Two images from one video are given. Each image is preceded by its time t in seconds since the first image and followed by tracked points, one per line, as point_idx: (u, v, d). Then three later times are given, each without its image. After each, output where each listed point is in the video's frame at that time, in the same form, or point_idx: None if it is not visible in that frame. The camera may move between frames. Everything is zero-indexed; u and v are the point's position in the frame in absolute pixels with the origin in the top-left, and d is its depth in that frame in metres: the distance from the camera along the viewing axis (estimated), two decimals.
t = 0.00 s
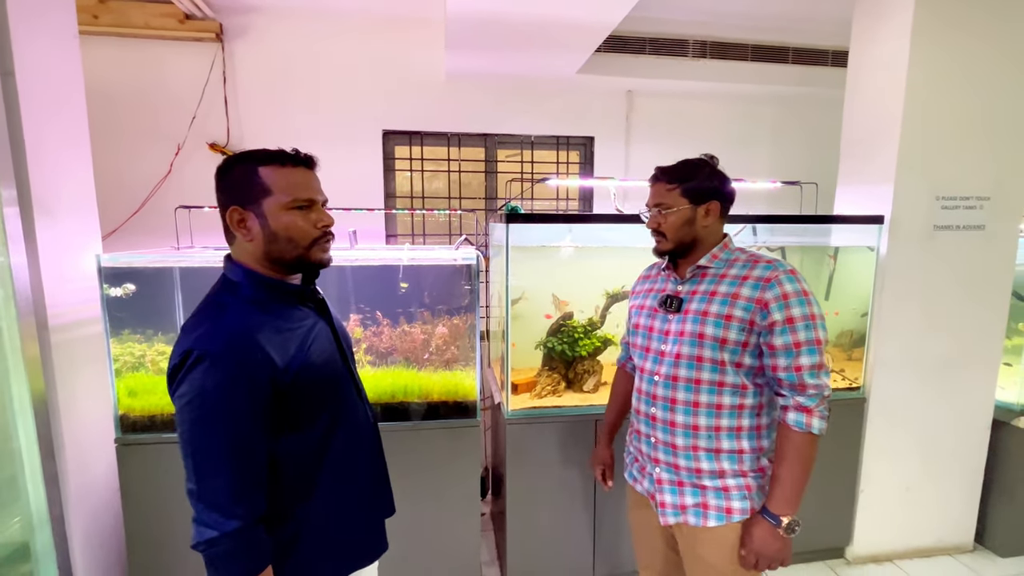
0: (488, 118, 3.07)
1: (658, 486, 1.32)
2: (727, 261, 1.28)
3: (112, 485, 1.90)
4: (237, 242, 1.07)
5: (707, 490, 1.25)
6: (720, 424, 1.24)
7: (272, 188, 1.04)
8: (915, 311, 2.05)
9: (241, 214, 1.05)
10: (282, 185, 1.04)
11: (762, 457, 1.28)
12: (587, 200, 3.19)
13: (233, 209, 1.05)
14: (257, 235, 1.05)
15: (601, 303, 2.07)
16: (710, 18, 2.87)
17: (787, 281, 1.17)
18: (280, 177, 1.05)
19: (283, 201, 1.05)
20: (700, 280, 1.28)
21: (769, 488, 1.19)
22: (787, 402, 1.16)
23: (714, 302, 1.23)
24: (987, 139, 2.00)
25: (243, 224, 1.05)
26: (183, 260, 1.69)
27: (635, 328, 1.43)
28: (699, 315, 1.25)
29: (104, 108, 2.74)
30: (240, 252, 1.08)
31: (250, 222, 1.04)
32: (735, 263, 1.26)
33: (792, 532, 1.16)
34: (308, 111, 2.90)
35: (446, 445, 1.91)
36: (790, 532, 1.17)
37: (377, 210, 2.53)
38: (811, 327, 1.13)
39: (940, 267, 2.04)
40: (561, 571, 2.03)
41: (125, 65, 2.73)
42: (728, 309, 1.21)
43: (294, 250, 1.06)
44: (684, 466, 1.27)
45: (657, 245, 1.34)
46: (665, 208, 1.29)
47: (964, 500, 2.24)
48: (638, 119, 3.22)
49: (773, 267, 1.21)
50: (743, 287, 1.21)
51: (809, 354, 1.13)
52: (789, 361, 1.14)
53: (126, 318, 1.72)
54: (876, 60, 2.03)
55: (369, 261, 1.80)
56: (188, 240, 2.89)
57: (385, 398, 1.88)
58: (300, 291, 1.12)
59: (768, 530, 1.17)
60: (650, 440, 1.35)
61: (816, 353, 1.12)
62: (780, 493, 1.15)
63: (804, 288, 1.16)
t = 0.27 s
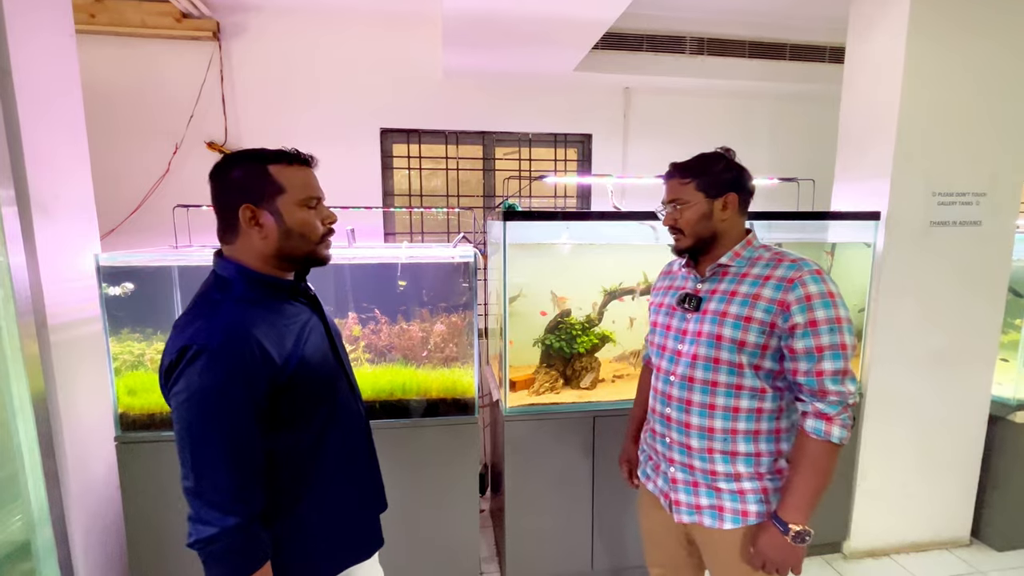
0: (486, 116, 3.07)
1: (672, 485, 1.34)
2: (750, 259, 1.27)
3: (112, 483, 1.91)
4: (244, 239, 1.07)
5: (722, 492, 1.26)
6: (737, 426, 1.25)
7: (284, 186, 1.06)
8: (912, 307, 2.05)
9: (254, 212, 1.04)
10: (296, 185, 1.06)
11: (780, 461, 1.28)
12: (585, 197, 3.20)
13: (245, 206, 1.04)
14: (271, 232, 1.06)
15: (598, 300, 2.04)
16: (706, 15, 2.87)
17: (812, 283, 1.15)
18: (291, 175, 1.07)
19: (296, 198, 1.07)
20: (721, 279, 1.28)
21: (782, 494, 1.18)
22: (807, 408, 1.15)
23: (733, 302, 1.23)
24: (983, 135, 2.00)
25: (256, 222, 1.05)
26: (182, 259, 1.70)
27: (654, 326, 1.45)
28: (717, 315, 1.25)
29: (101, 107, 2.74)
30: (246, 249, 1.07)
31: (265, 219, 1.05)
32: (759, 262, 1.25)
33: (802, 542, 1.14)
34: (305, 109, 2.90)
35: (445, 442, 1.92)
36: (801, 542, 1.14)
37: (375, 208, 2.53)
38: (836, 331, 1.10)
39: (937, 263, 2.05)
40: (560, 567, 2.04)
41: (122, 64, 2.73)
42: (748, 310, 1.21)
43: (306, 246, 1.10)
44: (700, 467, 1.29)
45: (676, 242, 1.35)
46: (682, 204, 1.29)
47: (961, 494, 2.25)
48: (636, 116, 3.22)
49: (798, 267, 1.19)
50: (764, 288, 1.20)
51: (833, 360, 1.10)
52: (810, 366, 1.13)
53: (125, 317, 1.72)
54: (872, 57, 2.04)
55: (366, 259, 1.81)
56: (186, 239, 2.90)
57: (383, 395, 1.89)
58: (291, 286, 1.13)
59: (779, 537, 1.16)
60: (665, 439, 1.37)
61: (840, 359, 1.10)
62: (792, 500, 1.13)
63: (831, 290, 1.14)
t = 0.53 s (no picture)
0: (485, 113, 3.07)
1: (684, 482, 1.37)
2: (768, 258, 1.25)
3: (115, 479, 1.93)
4: (242, 230, 1.07)
5: (733, 492, 1.28)
6: (748, 427, 1.25)
7: (282, 178, 1.09)
8: (910, 303, 2.06)
9: (254, 202, 1.05)
10: (293, 178, 1.10)
11: (794, 463, 1.28)
12: (584, 194, 3.20)
13: (245, 197, 1.05)
14: (272, 222, 1.07)
15: (597, 297, 2.04)
16: (705, 11, 2.87)
17: (830, 286, 1.13)
18: (288, 169, 1.11)
19: (294, 190, 1.10)
20: (736, 279, 1.28)
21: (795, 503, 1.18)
22: (822, 413, 1.15)
23: (746, 304, 1.23)
24: (981, 130, 2.00)
25: (256, 212, 1.06)
26: (182, 257, 1.70)
27: (669, 322, 1.47)
28: (730, 317, 1.25)
29: (101, 106, 2.75)
30: (242, 240, 1.08)
31: (265, 209, 1.07)
32: (776, 262, 1.24)
33: (818, 552, 1.14)
34: (304, 107, 2.90)
35: (445, 437, 1.93)
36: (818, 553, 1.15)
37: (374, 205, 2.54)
38: (854, 337, 1.09)
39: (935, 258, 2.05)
40: (558, 561, 2.06)
41: (121, 63, 2.73)
42: (761, 313, 1.21)
43: (302, 238, 1.13)
44: (711, 467, 1.31)
45: (691, 238, 1.35)
46: (699, 199, 1.29)
47: (959, 489, 2.26)
48: (634, 112, 3.22)
49: (816, 269, 1.17)
50: (779, 290, 1.19)
51: (849, 367, 1.09)
52: (825, 372, 1.12)
53: (126, 315, 1.73)
54: (870, 51, 2.03)
55: (365, 256, 1.81)
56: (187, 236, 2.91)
57: (382, 391, 1.90)
58: (285, 280, 1.14)
59: (793, 546, 1.17)
60: (678, 437, 1.39)
61: (856, 366, 1.09)
62: (806, 510, 1.14)
63: (850, 294, 1.12)
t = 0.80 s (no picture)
0: (489, 110, 3.08)
1: (696, 479, 1.39)
2: (788, 257, 1.23)
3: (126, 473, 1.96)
4: (243, 227, 1.09)
5: (745, 490, 1.29)
6: (761, 428, 1.25)
7: (279, 175, 1.10)
8: (916, 299, 2.05)
9: (254, 199, 1.07)
10: (289, 175, 1.12)
11: (810, 464, 1.27)
12: (589, 191, 3.20)
13: (245, 194, 1.06)
14: (272, 218, 1.09)
15: (601, 293, 2.05)
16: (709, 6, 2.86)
17: (850, 290, 1.11)
18: (284, 167, 1.12)
19: (292, 187, 1.12)
20: (754, 278, 1.26)
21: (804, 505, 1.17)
22: (836, 419, 1.13)
23: (762, 305, 1.22)
24: (990, 124, 1.98)
25: (256, 209, 1.08)
26: (191, 254, 1.72)
27: (688, 319, 1.47)
28: (745, 317, 1.25)
29: (109, 105, 2.78)
30: (244, 237, 1.10)
31: (265, 206, 1.08)
32: (796, 262, 1.22)
33: (822, 555, 1.14)
34: (310, 105, 2.92)
35: (450, 433, 1.95)
36: (821, 557, 1.14)
37: (379, 203, 2.55)
38: (873, 344, 1.07)
39: (942, 254, 2.03)
40: (562, 556, 2.07)
41: (129, 62, 2.76)
42: (777, 315, 1.19)
43: (301, 233, 1.15)
44: (722, 465, 1.32)
45: (709, 234, 1.35)
46: (719, 195, 1.28)
47: (967, 486, 2.25)
48: (639, 108, 3.21)
49: (837, 272, 1.15)
50: (796, 292, 1.18)
51: (866, 374, 1.07)
52: (841, 378, 1.11)
53: (136, 312, 1.76)
54: (875, 46, 2.02)
55: (370, 254, 1.82)
56: (195, 234, 2.94)
57: (387, 387, 1.91)
58: (285, 274, 1.17)
59: (798, 548, 1.16)
60: (692, 435, 1.40)
61: (874, 373, 1.07)
62: (813, 513, 1.13)
63: (872, 299, 1.09)
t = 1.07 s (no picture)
0: (499, 108, 3.08)
1: (713, 477, 1.40)
2: (804, 258, 1.23)
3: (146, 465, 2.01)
4: (254, 218, 1.12)
5: (761, 488, 1.30)
6: (777, 428, 1.26)
7: (287, 171, 1.15)
8: (931, 297, 2.02)
9: (264, 191, 1.11)
10: (297, 170, 1.16)
11: (827, 462, 1.27)
12: (599, 188, 3.20)
13: (255, 186, 1.10)
14: (281, 209, 1.13)
15: (612, 290, 2.08)
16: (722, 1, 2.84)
17: (866, 292, 1.10)
18: (293, 163, 1.16)
19: (298, 182, 1.16)
20: (769, 279, 1.27)
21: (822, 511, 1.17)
22: (851, 423, 1.13)
23: (777, 307, 1.22)
24: (1009, 119, 1.94)
25: (266, 200, 1.11)
26: (207, 252, 1.75)
27: (703, 318, 1.48)
28: (760, 318, 1.25)
29: (127, 105, 2.83)
30: (254, 228, 1.13)
31: (274, 198, 1.12)
32: (811, 264, 1.21)
33: (840, 561, 1.13)
34: (322, 104, 2.95)
35: (461, 429, 1.96)
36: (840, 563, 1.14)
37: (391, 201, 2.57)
38: (889, 347, 1.07)
39: (959, 252, 2.00)
40: (572, 551, 2.08)
41: (146, 63, 2.81)
42: (792, 317, 1.20)
43: (307, 225, 1.18)
44: (738, 463, 1.33)
45: (724, 232, 1.35)
46: (733, 192, 1.28)
47: (983, 486, 2.22)
48: (650, 105, 3.20)
49: (852, 274, 1.14)
50: (811, 294, 1.18)
51: (882, 377, 1.07)
52: (856, 381, 1.10)
53: (155, 308, 1.80)
54: (891, 40, 1.99)
55: (383, 251, 1.84)
56: (211, 232, 2.99)
57: (399, 383, 1.93)
58: (292, 263, 1.18)
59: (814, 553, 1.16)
60: (710, 434, 1.41)
61: (890, 377, 1.06)
62: (830, 519, 1.13)
63: (888, 301, 1.08)
